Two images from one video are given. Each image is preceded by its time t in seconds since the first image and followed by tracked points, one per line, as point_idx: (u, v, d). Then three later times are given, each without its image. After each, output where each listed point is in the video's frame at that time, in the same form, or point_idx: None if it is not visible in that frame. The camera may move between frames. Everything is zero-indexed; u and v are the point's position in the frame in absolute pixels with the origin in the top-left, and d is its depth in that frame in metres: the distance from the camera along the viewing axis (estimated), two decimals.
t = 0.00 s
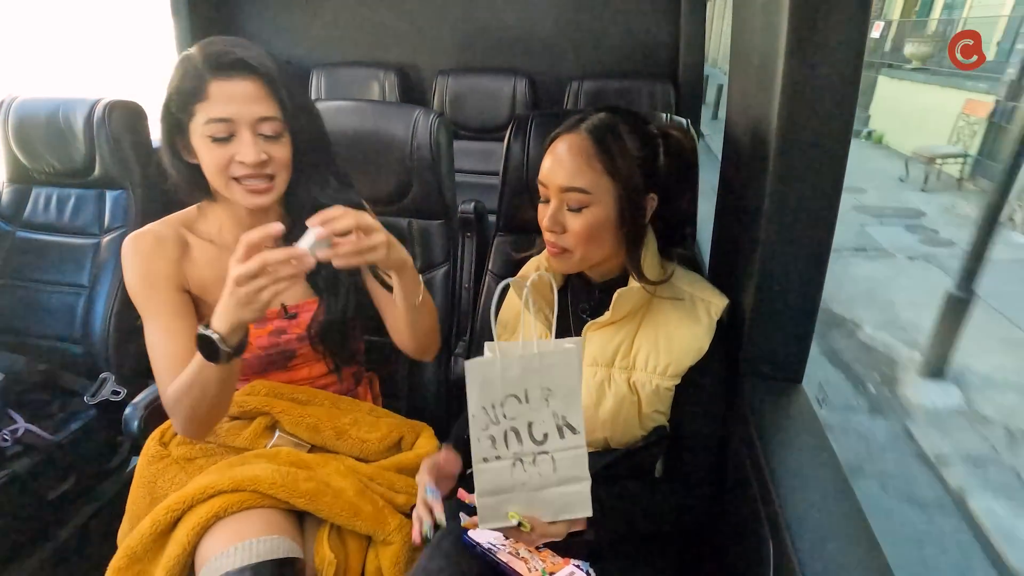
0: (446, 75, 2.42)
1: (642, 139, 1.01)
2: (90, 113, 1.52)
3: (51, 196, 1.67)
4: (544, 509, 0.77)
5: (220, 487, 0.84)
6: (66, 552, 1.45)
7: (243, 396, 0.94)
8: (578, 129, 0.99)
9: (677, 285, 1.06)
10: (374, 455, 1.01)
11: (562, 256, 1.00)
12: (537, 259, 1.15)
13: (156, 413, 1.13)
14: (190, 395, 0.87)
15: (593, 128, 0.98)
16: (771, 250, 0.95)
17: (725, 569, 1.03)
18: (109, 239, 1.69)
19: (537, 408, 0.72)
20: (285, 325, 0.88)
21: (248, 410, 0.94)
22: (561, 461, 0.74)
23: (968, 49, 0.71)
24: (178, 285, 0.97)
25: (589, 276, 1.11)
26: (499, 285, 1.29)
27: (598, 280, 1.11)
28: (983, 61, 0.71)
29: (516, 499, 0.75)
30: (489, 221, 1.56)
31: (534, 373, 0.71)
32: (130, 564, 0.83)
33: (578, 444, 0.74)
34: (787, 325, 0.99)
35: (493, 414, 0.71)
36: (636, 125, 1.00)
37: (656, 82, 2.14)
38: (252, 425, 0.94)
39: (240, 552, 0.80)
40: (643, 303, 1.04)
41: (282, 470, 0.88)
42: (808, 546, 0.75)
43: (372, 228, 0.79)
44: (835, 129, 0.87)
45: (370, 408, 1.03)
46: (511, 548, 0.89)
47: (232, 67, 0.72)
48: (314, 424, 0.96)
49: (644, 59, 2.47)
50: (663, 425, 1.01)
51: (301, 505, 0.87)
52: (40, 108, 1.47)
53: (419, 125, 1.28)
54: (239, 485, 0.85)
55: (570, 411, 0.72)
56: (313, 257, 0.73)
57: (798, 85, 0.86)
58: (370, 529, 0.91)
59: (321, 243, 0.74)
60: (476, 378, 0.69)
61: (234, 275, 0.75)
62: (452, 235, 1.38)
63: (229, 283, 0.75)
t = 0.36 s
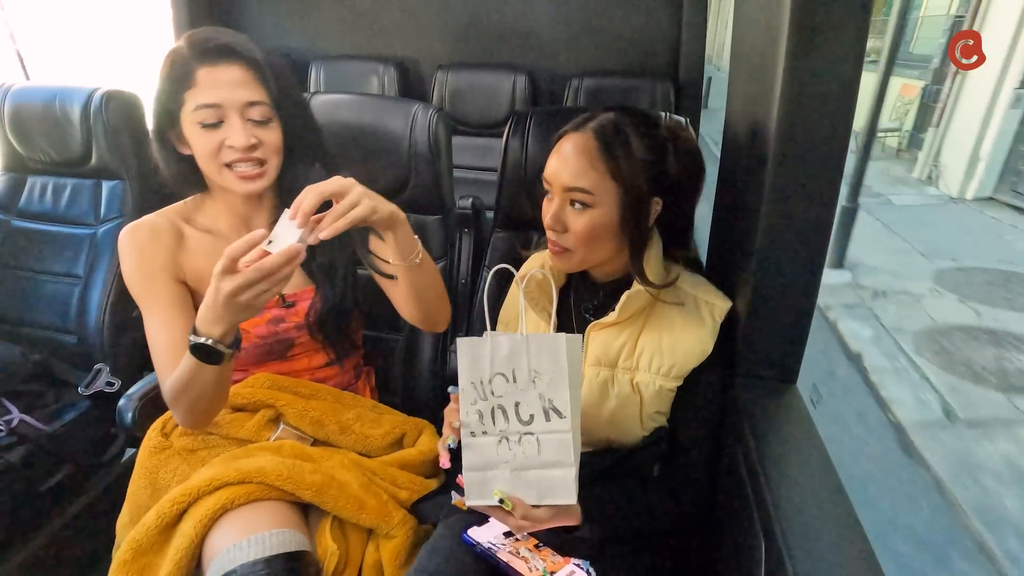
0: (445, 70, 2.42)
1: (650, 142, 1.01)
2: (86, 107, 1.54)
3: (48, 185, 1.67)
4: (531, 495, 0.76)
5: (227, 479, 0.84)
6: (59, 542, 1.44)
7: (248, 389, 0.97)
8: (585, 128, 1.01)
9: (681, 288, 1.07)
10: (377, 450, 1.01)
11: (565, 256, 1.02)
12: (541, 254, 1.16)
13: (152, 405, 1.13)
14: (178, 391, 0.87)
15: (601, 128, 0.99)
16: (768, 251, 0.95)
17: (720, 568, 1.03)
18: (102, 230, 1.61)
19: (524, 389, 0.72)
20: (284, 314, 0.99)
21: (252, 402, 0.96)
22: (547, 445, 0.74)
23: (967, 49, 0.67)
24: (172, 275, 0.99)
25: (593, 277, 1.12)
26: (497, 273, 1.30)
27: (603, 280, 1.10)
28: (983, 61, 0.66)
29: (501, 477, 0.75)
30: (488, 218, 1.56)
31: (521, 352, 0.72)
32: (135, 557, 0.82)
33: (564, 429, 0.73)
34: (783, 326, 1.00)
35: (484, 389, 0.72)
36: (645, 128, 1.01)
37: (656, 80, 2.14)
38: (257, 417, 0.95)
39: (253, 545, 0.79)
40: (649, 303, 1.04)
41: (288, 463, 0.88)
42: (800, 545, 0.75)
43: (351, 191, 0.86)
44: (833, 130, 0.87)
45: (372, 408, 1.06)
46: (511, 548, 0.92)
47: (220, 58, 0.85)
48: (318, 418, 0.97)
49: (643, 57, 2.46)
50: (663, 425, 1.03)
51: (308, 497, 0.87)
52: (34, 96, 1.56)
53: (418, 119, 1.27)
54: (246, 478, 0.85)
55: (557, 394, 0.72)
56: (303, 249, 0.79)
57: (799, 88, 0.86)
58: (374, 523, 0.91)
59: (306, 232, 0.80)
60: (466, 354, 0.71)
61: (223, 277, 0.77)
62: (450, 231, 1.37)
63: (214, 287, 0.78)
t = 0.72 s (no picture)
0: (446, 75, 2.43)
1: (682, 161, 1.03)
2: (90, 120, 1.55)
3: (53, 197, 1.67)
4: (540, 519, 0.77)
5: (243, 493, 0.85)
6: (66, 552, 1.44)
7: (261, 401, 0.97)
8: (622, 136, 1.01)
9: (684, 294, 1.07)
10: (389, 460, 1.01)
11: (581, 262, 1.03)
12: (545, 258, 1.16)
13: (160, 415, 1.13)
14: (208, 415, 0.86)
15: (641, 140, 1.00)
16: (773, 251, 0.96)
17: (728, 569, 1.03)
18: (107, 240, 1.61)
19: (528, 417, 0.73)
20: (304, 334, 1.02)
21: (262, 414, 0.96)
22: (556, 469, 0.75)
23: (968, 48, 0.74)
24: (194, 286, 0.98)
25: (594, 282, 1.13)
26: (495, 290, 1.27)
27: (604, 284, 1.11)
28: (981, 60, 0.75)
29: (509, 507, 0.76)
30: (491, 222, 1.56)
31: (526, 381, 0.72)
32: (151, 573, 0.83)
33: (573, 451, 0.74)
34: (789, 326, 1.00)
35: (485, 425, 0.72)
36: (676, 142, 1.03)
37: (655, 82, 2.15)
38: (269, 429, 0.95)
39: (275, 559, 0.80)
40: (648, 310, 1.05)
41: (302, 474, 0.88)
42: (810, 545, 0.75)
43: (383, 197, 0.86)
44: (836, 129, 0.87)
45: (380, 417, 1.06)
46: (514, 549, 0.89)
47: (265, 65, 0.89)
48: (330, 430, 0.97)
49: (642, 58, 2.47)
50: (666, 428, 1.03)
51: (324, 508, 0.87)
52: (39, 109, 1.58)
53: (419, 124, 1.28)
54: (261, 491, 0.86)
55: (562, 419, 0.73)
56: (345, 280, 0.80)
57: (800, 90, 0.87)
58: (390, 532, 0.91)
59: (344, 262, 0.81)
60: (464, 390, 0.71)
61: (275, 317, 0.79)
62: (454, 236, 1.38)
63: (265, 328, 0.78)
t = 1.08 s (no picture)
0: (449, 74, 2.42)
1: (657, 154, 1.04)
2: (89, 112, 1.54)
3: (51, 191, 1.67)
4: (532, 513, 0.76)
5: (218, 489, 0.84)
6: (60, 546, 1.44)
7: (240, 398, 0.95)
8: (597, 130, 1.02)
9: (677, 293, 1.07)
10: (373, 456, 1.01)
11: (586, 258, 1.01)
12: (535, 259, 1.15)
13: (153, 409, 1.13)
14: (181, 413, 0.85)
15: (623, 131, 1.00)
16: (769, 253, 0.95)
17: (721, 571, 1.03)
18: (104, 235, 1.61)
19: (521, 408, 0.72)
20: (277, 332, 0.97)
21: (245, 411, 0.94)
22: (548, 461, 0.74)
23: (968, 50, 0.64)
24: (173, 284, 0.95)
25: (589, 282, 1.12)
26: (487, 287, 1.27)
27: (599, 285, 1.11)
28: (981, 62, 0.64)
29: (504, 499, 0.75)
30: (490, 221, 1.56)
31: (516, 372, 0.72)
32: (126, 566, 0.83)
33: (566, 444, 0.74)
34: (786, 329, 0.99)
35: (479, 414, 0.72)
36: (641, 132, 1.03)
37: (656, 83, 2.14)
38: (249, 426, 0.94)
39: (241, 552, 0.80)
40: (644, 309, 1.05)
41: (280, 471, 0.88)
42: (802, 549, 0.75)
43: (376, 112, 0.84)
44: (836, 131, 0.87)
45: (370, 412, 1.06)
46: (509, 550, 0.90)
47: (236, 59, 0.83)
48: (312, 427, 0.97)
49: (646, 59, 2.46)
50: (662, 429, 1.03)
51: (299, 506, 0.87)
52: (38, 102, 1.56)
53: (419, 122, 1.29)
54: (236, 487, 0.85)
55: (555, 411, 0.73)
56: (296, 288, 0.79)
57: (799, 90, 0.86)
58: (367, 531, 0.91)
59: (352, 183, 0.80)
60: (459, 380, 0.71)
61: (229, 310, 0.78)
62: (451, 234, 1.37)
63: (219, 321, 0.78)
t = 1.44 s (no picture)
0: (448, 72, 2.42)
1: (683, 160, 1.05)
2: (89, 108, 1.55)
3: (51, 187, 1.67)
4: (534, 515, 0.77)
5: (237, 486, 0.85)
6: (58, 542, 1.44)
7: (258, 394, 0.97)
8: (627, 133, 1.02)
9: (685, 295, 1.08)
10: (384, 456, 1.02)
11: (609, 258, 1.02)
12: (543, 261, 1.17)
13: (155, 408, 1.13)
14: (204, 381, 0.83)
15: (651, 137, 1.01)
16: (769, 255, 0.96)
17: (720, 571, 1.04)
18: (103, 233, 1.60)
19: (529, 410, 0.73)
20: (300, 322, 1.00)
21: (261, 407, 0.96)
22: (553, 464, 0.75)
23: (968, 50, 0.72)
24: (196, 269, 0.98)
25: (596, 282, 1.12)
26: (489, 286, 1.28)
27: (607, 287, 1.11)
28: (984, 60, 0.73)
29: (507, 501, 0.75)
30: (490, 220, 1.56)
31: (524, 375, 0.72)
32: (143, 563, 0.83)
33: (571, 447, 0.74)
34: (786, 330, 1.00)
35: (486, 416, 0.72)
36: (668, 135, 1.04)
37: (656, 83, 2.15)
38: (267, 421, 0.95)
39: (269, 553, 0.80)
40: (649, 310, 1.05)
41: (299, 469, 0.89)
42: (802, 549, 0.76)
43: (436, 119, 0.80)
44: (837, 134, 0.88)
45: (377, 412, 1.07)
46: (510, 550, 0.91)
47: (268, 53, 0.85)
48: (326, 425, 0.97)
49: (646, 59, 2.47)
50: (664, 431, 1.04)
51: (319, 503, 0.87)
52: (37, 98, 1.58)
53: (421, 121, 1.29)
54: (257, 484, 0.86)
55: (562, 413, 0.73)
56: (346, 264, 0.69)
57: (801, 95, 0.87)
58: (384, 527, 0.92)
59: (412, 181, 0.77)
60: (468, 378, 0.71)
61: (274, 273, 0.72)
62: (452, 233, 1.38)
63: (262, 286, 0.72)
